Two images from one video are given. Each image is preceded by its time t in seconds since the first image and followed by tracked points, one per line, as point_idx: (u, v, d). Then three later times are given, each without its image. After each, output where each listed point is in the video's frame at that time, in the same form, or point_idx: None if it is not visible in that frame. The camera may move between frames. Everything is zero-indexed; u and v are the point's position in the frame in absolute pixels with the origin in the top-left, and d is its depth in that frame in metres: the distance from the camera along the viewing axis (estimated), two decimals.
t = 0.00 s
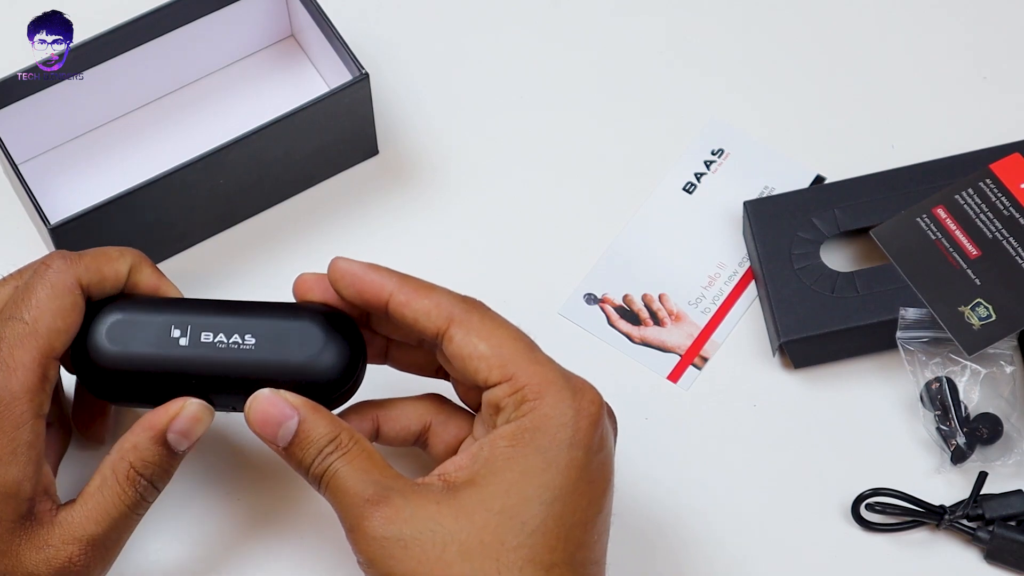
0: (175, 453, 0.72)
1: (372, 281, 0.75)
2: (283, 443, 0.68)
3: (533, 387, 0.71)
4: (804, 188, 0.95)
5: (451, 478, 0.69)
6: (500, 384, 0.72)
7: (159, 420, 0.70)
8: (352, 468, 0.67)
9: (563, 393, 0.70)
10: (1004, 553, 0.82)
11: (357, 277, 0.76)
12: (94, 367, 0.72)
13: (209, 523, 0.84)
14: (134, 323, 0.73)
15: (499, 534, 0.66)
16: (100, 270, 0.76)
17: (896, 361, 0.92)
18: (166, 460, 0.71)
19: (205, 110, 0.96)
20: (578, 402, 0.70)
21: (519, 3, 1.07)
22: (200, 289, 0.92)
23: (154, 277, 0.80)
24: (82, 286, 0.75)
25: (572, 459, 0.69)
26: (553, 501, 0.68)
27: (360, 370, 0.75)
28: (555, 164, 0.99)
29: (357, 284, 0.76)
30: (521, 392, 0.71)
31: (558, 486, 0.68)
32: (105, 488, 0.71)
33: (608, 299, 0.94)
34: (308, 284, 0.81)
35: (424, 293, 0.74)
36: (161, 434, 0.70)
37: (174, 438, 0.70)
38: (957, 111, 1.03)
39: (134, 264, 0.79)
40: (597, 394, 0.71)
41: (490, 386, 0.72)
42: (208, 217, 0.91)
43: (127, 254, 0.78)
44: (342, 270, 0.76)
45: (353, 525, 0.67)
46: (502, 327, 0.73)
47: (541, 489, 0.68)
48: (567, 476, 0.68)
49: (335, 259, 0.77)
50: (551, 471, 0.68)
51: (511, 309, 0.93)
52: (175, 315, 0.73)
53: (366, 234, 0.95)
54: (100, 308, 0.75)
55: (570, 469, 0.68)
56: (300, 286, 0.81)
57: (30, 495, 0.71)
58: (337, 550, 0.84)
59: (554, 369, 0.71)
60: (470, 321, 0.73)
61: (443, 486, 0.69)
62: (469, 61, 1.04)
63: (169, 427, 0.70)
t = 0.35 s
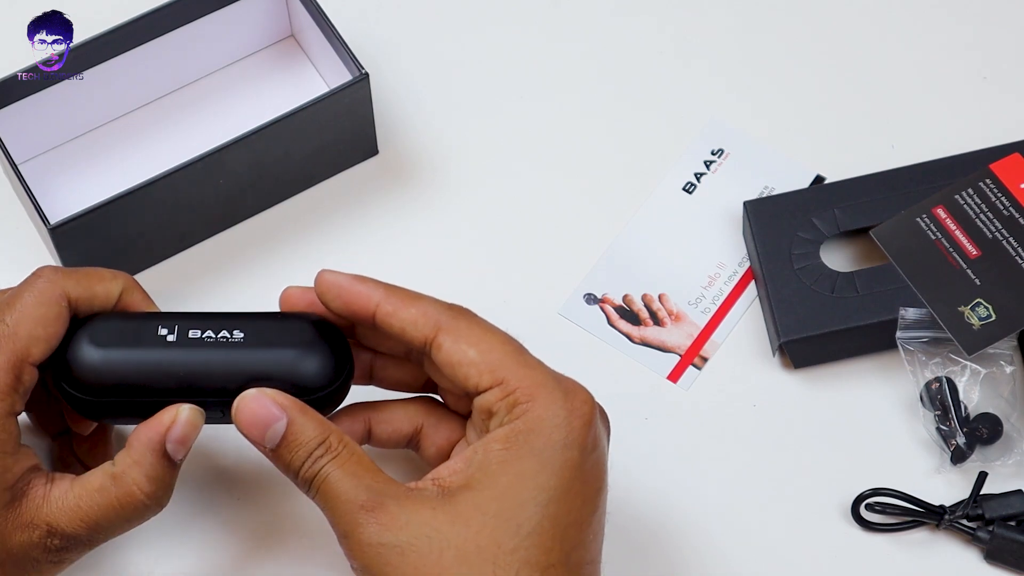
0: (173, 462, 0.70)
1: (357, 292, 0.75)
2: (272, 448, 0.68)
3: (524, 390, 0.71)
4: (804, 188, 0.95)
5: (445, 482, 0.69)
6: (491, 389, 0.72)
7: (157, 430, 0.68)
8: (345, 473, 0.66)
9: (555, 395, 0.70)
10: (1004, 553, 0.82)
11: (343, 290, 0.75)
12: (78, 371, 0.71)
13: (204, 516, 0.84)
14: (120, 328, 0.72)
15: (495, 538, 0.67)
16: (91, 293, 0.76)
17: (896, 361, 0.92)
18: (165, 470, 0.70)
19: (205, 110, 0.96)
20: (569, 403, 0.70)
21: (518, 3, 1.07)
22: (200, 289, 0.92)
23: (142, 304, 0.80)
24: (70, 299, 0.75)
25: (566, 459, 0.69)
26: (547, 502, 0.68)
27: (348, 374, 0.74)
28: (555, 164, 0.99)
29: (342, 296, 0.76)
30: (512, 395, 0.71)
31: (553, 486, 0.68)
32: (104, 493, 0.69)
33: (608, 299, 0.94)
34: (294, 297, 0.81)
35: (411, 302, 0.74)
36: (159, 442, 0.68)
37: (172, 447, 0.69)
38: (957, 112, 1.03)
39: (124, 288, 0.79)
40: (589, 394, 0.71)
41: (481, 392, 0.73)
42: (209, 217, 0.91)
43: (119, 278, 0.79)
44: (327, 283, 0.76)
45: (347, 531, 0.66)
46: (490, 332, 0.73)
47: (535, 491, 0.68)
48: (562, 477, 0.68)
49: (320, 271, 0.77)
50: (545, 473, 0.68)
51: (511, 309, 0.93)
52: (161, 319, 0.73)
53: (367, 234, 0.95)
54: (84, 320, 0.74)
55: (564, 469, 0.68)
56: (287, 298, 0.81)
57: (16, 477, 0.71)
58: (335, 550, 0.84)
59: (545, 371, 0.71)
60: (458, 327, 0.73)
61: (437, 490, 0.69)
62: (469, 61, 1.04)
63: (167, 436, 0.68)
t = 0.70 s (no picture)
0: (176, 460, 0.75)
1: (394, 294, 0.75)
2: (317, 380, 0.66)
3: (564, 391, 0.70)
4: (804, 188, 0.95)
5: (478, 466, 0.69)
6: (529, 388, 0.71)
7: (180, 425, 0.73)
8: (391, 427, 0.65)
9: (598, 395, 0.70)
10: (1004, 553, 0.82)
11: (378, 291, 0.76)
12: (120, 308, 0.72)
13: (206, 514, 0.84)
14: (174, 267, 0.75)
15: (524, 531, 0.66)
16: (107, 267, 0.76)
17: (896, 361, 0.92)
18: (168, 462, 0.74)
19: (205, 110, 0.96)
20: (610, 405, 0.70)
21: (518, 3, 1.07)
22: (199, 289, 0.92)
23: (165, 255, 0.78)
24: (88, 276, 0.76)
25: (603, 461, 0.69)
26: (578, 502, 0.68)
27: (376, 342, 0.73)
28: (555, 164, 0.99)
29: (377, 298, 0.76)
30: (549, 396, 0.70)
31: (586, 487, 0.68)
32: (107, 468, 0.72)
33: (608, 299, 0.94)
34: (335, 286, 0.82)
35: (451, 301, 0.74)
36: (176, 442, 0.73)
37: (185, 450, 0.73)
38: (957, 112, 1.03)
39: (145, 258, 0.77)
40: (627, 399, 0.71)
41: (518, 390, 0.72)
42: (209, 217, 0.91)
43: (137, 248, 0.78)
44: (363, 284, 0.76)
45: (380, 484, 0.65)
46: (534, 330, 0.73)
47: (569, 489, 0.68)
48: (592, 479, 0.68)
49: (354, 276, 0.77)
50: (583, 473, 0.68)
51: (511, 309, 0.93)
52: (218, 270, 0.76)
53: (366, 234, 0.95)
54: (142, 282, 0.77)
55: (597, 472, 0.69)
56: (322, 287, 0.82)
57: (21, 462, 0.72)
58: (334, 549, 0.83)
59: (588, 373, 0.71)
60: (502, 326, 0.73)
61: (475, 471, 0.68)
62: (469, 61, 1.04)
63: (187, 439, 0.73)
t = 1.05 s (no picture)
0: (158, 408, 0.74)
1: (326, 323, 0.75)
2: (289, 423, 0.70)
3: (467, 397, 0.67)
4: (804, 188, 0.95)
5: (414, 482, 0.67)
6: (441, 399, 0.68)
7: (145, 372, 0.72)
8: (334, 462, 0.67)
9: (498, 397, 0.66)
10: (1004, 553, 0.81)
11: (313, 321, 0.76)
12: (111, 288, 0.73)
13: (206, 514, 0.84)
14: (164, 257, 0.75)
15: (454, 542, 0.64)
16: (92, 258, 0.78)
17: (896, 361, 0.92)
18: (150, 411, 0.73)
19: (206, 110, 0.96)
20: (514, 402, 0.66)
21: (518, 3, 1.07)
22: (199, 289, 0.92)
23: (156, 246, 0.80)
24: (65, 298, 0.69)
25: (510, 460, 0.65)
26: (503, 506, 0.65)
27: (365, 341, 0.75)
28: (555, 164, 0.99)
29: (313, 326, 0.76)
30: (458, 402, 0.67)
31: (500, 488, 0.65)
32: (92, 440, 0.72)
33: (608, 299, 0.94)
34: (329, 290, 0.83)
35: (374, 324, 0.72)
36: (143, 386, 0.72)
37: (156, 391, 0.72)
38: (957, 112, 1.03)
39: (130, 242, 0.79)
40: (538, 396, 0.67)
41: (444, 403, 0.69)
42: (210, 217, 0.91)
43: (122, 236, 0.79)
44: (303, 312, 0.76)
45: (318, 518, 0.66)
46: (443, 339, 0.69)
47: (480, 493, 0.64)
48: (509, 484, 0.65)
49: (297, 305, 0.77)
50: (490, 474, 0.65)
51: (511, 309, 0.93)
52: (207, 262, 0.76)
53: (366, 234, 0.95)
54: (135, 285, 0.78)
55: (517, 472, 0.65)
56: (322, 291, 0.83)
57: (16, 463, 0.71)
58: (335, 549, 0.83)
59: (489, 375, 0.67)
60: (409, 340, 0.70)
61: (403, 487, 0.67)
62: (469, 61, 1.04)
63: (152, 378, 0.72)
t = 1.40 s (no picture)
0: (159, 417, 0.76)
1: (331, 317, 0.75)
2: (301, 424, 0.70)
3: (471, 395, 0.67)
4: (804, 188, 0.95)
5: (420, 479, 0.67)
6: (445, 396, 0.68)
7: (150, 377, 0.74)
8: (345, 462, 0.67)
9: (503, 394, 0.66)
10: (1004, 553, 0.81)
11: (317, 318, 0.76)
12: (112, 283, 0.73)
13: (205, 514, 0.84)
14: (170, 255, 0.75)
15: (459, 538, 0.64)
16: (78, 253, 0.77)
17: (896, 361, 0.92)
18: (154, 421, 0.75)
19: (205, 110, 0.96)
20: (518, 400, 0.66)
21: (518, 3, 1.07)
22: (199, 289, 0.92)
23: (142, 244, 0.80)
24: (82, 319, 0.70)
25: (514, 457, 0.65)
26: (507, 502, 0.64)
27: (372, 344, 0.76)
28: (555, 164, 0.99)
29: (317, 323, 0.76)
30: (462, 400, 0.67)
31: (504, 485, 0.65)
32: (98, 450, 0.72)
33: (608, 299, 0.94)
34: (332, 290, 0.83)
35: (380, 319, 0.72)
36: (151, 394, 0.74)
37: (162, 398, 0.75)
38: (957, 112, 1.03)
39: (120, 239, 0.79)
40: (543, 394, 0.67)
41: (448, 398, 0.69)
42: (209, 218, 0.91)
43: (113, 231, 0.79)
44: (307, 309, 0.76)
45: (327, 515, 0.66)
46: (448, 338, 0.69)
47: (484, 489, 0.64)
48: (513, 479, 0.65)
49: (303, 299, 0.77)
50: (494, 471, 0.65)
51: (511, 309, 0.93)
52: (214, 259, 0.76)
53: (366, 234, 0.95)
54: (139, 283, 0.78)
55: (520, 469, 0.65)
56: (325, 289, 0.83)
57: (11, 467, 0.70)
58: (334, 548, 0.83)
59: (494, 374, 0.67)
60: (416, 337, 0.70)
61: (410, 485, 0.67)
62: (469, 61, 1.04)
63: (159, 386, 0.74)
